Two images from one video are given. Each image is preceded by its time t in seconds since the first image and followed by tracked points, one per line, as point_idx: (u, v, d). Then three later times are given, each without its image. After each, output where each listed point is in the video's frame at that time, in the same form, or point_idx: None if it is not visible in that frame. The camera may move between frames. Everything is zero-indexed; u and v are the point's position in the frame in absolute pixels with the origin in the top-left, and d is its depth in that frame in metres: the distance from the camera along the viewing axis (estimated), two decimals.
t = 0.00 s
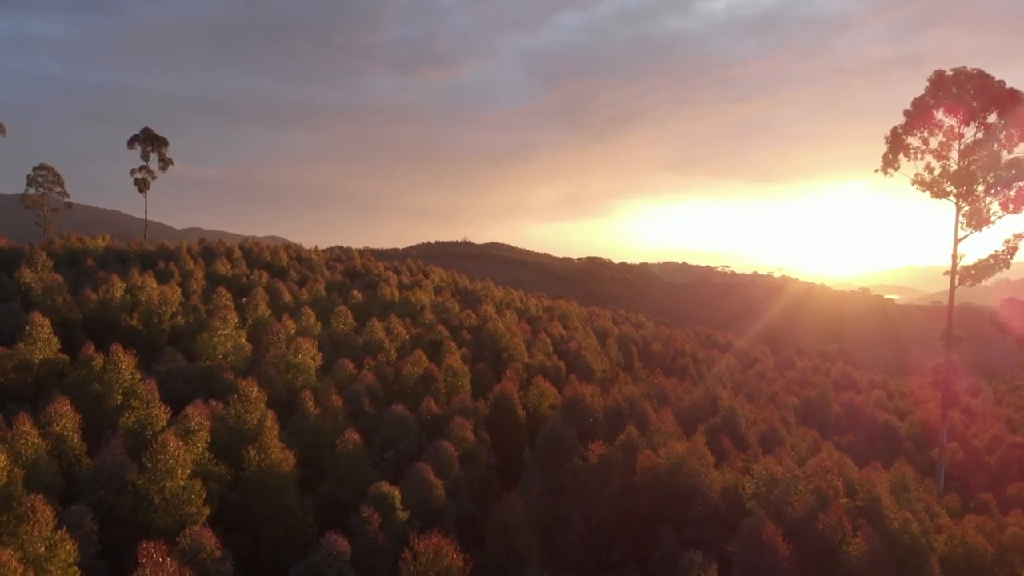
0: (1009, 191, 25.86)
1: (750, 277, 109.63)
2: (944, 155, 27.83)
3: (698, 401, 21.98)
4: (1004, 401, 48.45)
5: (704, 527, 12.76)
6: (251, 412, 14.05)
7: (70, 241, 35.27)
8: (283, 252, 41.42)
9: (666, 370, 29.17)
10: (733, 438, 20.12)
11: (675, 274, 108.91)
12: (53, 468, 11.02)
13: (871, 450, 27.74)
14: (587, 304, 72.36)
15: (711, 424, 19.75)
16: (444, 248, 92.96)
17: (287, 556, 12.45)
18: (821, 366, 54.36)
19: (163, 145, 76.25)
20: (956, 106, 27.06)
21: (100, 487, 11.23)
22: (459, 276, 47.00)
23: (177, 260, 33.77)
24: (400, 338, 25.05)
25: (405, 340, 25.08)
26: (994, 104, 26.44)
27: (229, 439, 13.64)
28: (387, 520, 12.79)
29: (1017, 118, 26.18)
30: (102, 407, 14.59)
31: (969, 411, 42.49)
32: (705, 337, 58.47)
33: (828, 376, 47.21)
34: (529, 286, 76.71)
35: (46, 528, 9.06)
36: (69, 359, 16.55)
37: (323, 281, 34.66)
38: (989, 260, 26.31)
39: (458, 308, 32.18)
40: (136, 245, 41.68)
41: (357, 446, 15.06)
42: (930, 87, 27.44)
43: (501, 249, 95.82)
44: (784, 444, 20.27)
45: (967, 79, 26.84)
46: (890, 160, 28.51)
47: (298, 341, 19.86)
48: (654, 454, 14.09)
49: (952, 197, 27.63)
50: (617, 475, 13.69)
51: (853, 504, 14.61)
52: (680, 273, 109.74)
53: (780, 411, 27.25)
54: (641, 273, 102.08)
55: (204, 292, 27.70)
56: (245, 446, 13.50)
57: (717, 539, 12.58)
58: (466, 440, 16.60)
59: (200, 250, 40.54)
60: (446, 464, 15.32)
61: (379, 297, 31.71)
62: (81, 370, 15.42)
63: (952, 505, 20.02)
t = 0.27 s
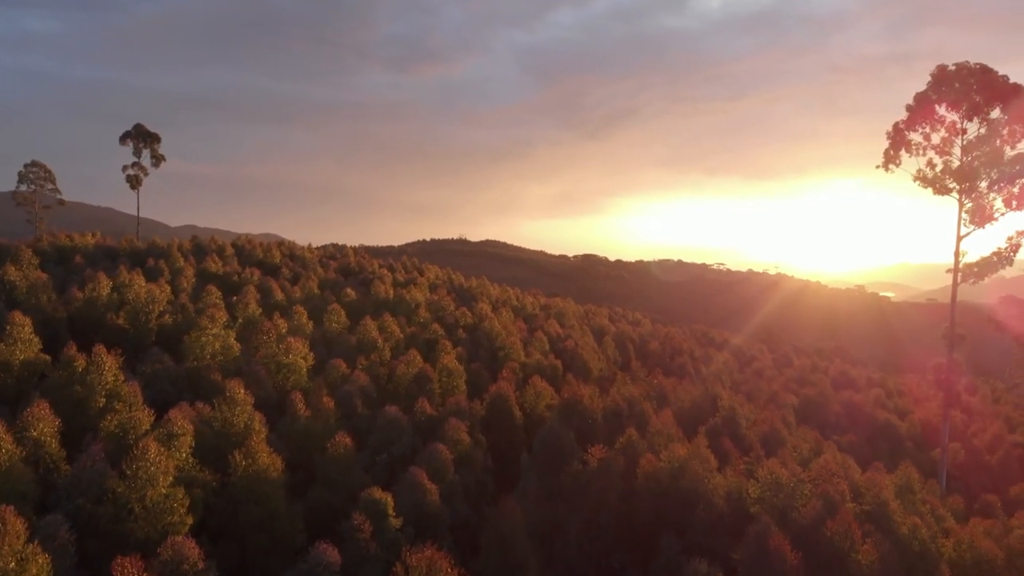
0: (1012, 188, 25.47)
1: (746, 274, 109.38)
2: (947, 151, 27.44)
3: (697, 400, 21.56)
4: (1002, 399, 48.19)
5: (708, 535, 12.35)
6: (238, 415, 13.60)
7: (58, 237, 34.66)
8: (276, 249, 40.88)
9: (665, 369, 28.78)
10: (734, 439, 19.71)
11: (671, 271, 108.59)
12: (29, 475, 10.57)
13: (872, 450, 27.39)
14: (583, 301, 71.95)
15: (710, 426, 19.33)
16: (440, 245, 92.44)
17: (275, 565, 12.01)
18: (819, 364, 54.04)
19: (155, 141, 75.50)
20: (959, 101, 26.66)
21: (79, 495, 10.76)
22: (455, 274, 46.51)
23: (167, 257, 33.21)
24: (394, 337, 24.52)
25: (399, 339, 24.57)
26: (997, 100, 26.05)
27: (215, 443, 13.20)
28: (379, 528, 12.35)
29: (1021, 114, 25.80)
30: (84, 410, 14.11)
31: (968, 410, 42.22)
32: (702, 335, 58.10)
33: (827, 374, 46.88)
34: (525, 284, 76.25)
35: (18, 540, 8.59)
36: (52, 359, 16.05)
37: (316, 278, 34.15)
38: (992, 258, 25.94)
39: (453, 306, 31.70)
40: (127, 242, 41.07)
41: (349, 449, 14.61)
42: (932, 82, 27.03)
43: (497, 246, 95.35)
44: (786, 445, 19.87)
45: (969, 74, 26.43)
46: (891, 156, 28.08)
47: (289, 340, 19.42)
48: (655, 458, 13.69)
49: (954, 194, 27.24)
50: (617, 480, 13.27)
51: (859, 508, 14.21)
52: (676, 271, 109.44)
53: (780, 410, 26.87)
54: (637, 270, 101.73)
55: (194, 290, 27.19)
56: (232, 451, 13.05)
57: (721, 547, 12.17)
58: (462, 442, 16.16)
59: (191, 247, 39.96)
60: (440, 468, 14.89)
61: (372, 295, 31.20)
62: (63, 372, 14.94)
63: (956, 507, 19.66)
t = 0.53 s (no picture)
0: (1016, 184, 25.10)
1: (742, 271, 109.12)
2: (949, 147, 27.06)
3: (697, 401, 21.13)
4: (1001, 397, 47.93)
5: (712, 542, 11.92)
6: (224, 419, 13.19)
7: (46, 235, 34.07)
8: (268, 247, 40.31)
9: (663, 368, 28.36)
10: (735, 440, 19.28)
11: (667, 269, 108.25)
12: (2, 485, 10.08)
13: (872, 450, 27.02)
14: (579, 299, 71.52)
15: (711, 427, 18.90)
16: (435, 243, 91.92)
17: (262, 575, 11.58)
18: (817, 362, 53.72)
19: (147, 137, 74.79)
20: (962, 96, 26.28)
21: (56, 504, 10.25)
22: (450, 272, 46.00)
23: (157, 255, 32.64)
24: (388, 336, 24.01)
25: (393, 338, 24.07)
26: (1000, 95, 25.68)
27: (200, 448, 12.74)
28: (371, 536, 11.95)
29: None
30: (65, 412, 13.60)
31: (967, 408, 41.93)
32: (699, 333, 57.72)
33: (825, 372, 46.54)
34: (521, 282, 75.79)
35: None
36: (32, 360, 15.51)
37: (309, 276, 33.63)
38: (995, 255, 25.57)
39: (448, 305, 31.21)
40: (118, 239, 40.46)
41: (339, 453, 14.18)
42: (935, 77, 26.65)
43: (493, 244, 94.87)
44: (788, 446, 19.46)
45: (972, 69, 26.05)
46: (893, 152, 27.69)
47: (279, 339, 18.98)
48: (657, 462, 13.25)
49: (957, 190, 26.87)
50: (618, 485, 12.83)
51: (866, 513, 13.81)
52: (672, 268, 109.11)
53: (780, 410, 26.48)
54: (633, 268, 101.36)
55: (183, 289, 26.66)
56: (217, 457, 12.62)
57: (725, 555, 11.75)
58: (457, 446, 15.70)
59: (182, 245, 39.36)
60: (435, 472, 14.46)
61: (366, 293, 30.69)
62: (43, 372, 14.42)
63: (960, 509, 19.29)
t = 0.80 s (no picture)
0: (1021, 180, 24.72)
1: (739, 269, 108.87)
2: (952, 143, 26.66)
3: (697, 401, 20.70)
4: (1000, 395, 47.68)
5: (718, 551, 11.49)
6: (209, 422, 12.82)
7: (33, 231, 33.46)
8: (261, 244, 39.77)
9: (661, 367, 27.94)
10: (737, 441, 18.86)
11: (664, 266, 107.94)
12: None
13: (873, 450, 26.65)
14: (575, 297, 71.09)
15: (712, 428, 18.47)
16: (430, 240, 91.36)
17: None
18: (815, 360, 53.40)
19: (140, 134, 74.10)
20: (966, 91, 25.89)
21: (31, 513, 9.66)
22: (445, 269, 45.48)
23: (147, 252, 32.07)
24: (382, 334, 23.52)
25: (387, 337, 23.58)
26: (1005, 90, 25.28)
27: (185, 453, 12.31)
28: (362, 545, 11.56)
29: None
30: (44, 416, 13.08)
31: (967, 407, 41.65)
32: (696, 331, 57.34)
33: (824, 370, 46.21)
34: (517, 279, 75.33)
35: None
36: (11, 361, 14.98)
37: (301, 274, 33.12)
38: (999, 253, 25.20)
39: (443, 303, 30.73)
40: (108, 236, 39.88)
41: (330, 458, 13.74)
42: (938, 71, 26.24)
43: (488, 241, 94.38)
44: (791, 448, 19.06)
45: (976, 64, 25.66)
46: (895, 148, 27.29)
47: (269, 339, 18.52)
48: (659, 467, 12.80)
49: (960, 186, 26.48)
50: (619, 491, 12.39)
51: (876, 518, 13.40)
52: (668, 266, 108.81)
53: (781, 409, 26.09)
54: (630, 266, 101.00)
55: (173, 287, 26.13)
56: (202, 462, 12.23)
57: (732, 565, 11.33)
58: (452, 448, 15.23)
59: (173, 242, 38.78)
60: (429, 477, 14.03)
61: (360, 291, 30.18)
62: (22, 375, 13.89)
63: (966, 512, 18.92)
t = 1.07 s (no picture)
0: None
1: (735, 266, 108.57)
2: (955, 138, 26.25)
3: (698, 401, 20.25)
4: (999, 392, 47.40)
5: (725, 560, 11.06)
6: (194, 426, 12.34)
7: (20, 228, 32.81)
8: (253, 241, 39.17)
9: (660, 366, 27.50)
10: (739, 443, 18.43)
11: (660, 263, 107.58)
12: None
13: (875, 451, 26.27)
14: (571, 295, 70.64)
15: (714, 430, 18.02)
16: (425, 238, 90.77)
17: None
18: (813, 358, 53.07)
19: (131, 130, 73.36)
20: (969, 86, 25.47)
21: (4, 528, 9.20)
22: (440, 267, 44.97)
23: (137, 249, 31.46)
24: (376, 333, 23.01)
25: (381, 336, 23.07)
26: (1009, 84, 24.87)
27: (168, 459, 11.87)
28: (353, 555, 11.12)
29: None
30: (23, 420, 12.53)
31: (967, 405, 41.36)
32: (693, 329, 56.96)
33: (822, 369, 45.85)
34: (513, 277, 74.84)
35: None
36: None
37: (294, 272, 32.56)
38: (1003, 250, 24.81)
39: (439, 301, 30.22)
40: (98, 233, 39.24)
41: (320, 462, 13.29)
42: (941, 66, 25.83)
43: (484, 239, 93.85)
44: (794, 449, 18.63)
45: (980, 58, 25.25)
46: (897, 144, 26.87)
47: (258, 338, 18.04)
48: (662, 472, 12.36)
49: (963, 183, 26.08)
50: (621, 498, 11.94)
51: (885, 524, 12.99)
52: (665, 263, 108.45)
53: (781, 409, 25.69)
54: (626, 263, 100.61)
55: (161, 285, 25.55)
56: (185, 469, 11.80)
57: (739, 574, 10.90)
58: (447, 452, 14.76)
59: (163, 239, 38.15)
60: (423, 482, 13.59)
61: (354, 289, 29.64)
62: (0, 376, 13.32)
63: (973, 514, 18.54)
